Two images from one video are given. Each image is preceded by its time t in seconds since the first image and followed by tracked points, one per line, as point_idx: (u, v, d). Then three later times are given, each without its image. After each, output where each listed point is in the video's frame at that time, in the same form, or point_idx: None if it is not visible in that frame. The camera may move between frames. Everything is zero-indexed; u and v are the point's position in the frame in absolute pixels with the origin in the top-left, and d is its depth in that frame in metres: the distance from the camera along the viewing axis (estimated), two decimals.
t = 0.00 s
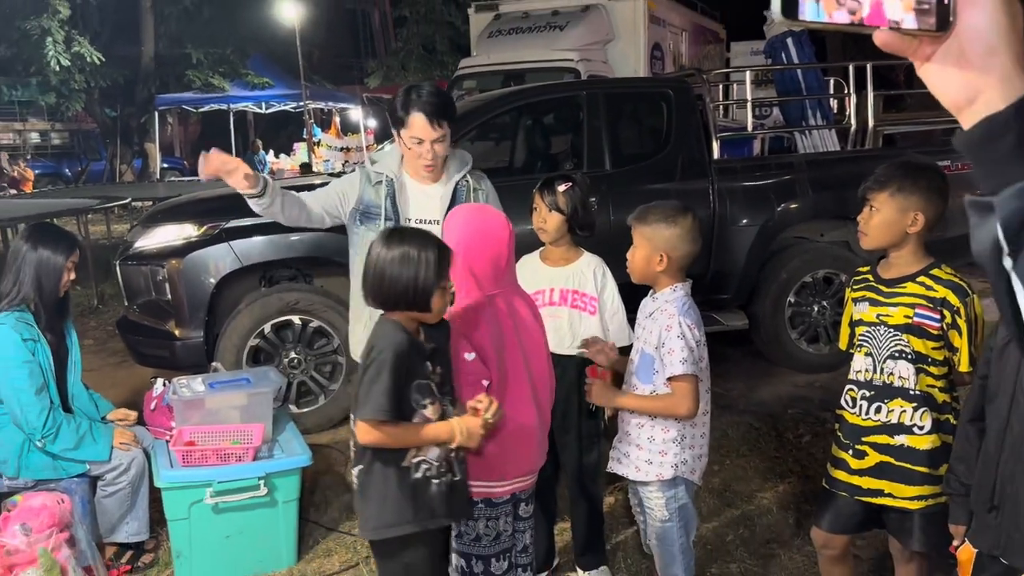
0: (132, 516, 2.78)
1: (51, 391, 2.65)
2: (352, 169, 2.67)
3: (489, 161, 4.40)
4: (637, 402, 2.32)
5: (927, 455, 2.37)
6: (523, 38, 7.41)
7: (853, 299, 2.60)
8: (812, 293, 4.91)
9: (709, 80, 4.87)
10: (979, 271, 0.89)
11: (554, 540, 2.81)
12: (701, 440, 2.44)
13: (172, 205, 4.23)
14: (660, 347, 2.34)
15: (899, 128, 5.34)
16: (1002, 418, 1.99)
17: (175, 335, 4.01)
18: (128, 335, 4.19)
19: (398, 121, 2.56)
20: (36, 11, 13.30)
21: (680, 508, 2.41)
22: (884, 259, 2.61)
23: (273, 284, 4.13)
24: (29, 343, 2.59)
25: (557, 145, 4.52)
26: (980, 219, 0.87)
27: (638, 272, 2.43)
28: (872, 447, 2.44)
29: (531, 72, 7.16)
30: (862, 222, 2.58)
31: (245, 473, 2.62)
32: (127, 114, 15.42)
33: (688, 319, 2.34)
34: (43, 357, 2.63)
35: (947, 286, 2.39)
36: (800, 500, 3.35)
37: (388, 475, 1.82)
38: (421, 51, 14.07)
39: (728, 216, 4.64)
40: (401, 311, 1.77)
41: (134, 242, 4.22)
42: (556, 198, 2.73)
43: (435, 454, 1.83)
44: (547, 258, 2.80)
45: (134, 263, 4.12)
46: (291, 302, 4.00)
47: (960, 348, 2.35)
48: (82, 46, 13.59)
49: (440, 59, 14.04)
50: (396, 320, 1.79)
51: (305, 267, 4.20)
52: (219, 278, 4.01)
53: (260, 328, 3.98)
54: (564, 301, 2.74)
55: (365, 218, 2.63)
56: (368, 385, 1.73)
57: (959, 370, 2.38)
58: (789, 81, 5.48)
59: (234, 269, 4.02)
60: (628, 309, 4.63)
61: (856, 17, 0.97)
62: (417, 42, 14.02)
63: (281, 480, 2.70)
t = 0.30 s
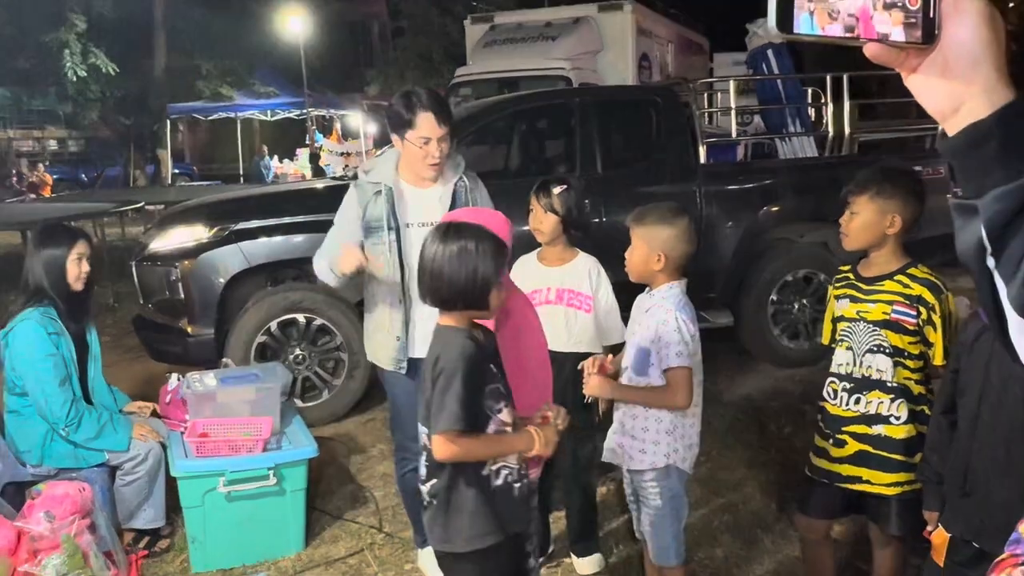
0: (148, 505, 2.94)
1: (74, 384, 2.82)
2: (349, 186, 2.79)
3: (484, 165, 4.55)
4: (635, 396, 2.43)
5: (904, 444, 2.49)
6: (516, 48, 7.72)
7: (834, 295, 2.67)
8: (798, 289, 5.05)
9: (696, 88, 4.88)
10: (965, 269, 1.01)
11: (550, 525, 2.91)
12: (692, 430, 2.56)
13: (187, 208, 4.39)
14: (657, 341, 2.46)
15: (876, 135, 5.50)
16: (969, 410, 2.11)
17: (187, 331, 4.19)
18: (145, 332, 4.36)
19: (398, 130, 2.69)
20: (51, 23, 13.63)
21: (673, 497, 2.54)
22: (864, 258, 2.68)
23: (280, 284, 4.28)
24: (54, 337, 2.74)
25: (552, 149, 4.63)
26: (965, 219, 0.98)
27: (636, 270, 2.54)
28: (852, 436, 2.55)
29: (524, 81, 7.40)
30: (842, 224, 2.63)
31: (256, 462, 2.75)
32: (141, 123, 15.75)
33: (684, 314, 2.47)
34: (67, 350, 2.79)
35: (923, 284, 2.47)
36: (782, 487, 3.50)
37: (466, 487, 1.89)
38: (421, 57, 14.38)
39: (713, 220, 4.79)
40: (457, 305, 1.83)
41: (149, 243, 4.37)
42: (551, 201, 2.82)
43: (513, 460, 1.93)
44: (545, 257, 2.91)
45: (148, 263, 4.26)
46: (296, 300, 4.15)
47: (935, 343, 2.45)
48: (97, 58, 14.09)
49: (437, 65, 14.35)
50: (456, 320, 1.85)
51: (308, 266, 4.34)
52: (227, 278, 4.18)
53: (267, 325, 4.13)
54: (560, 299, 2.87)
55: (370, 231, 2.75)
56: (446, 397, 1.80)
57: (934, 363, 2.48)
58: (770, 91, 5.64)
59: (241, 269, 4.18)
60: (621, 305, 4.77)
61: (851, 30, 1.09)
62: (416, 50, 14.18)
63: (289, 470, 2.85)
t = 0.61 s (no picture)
0: (156, 497, 3.02)
1: (81, 380, 2.89)
2: (349, 195, 2.83)
3: (481, 169, 4.62)
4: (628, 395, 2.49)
5: (889, 437, 2.56)
6: (515, 54, 7.81)
7: (823, 293, 2.75)
8: (789, 290, 5.15)
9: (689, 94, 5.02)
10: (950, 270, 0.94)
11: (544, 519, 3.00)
12: (687, 425, 2.63)
13: (193, 210, 4.47)
14: (652, 340, 2.53)
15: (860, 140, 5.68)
16: (950, 405, 2.17)
17: (194, 329, 4.26)
18: (152, 330, 4.44)
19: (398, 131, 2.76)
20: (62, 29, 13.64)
21: (667, 488, 2.61)
22: (852, 257, 2.74)
23: (284, 283, 4.36)
24: (58, 336, 2.80)
25: (548, 153, 4.72)
26: (951, 220, 0.90)
27: (630, 269, 2.62)
28: (839, 430, 2.62)
29: (522, 86, 7.50)
30: (833, 225, 2.70)
31: (262, 457, 2.84)
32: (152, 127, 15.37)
33: (678, 313, 2.54)
34: (72, 347, 2.85)
35: (909, 282, 2.54)
36: (772, 482, 3.59)
37: (521, 498, 1.94)
38: (422, 66, 14.61)
39: (706, 221, 4.86)
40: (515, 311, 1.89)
41: (157, 244, 4.44)
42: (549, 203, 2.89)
43: (569, 472, 1.97)
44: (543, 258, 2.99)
45: (156, 263, 4.34)
46: (300, 299, 4.23)
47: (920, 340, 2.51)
48: (107, 64, 13.81)
49: (438, 74, 14.57)
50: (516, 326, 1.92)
51: (312, 264, 4.40)
52: (234, 278, 4.26)
53: (271, 323, 4.20)
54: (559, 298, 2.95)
55: (374, 234, 2.82)
56: (506, 411, 1.84)
57: (920, 360, 2.54)
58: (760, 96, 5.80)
59: (247, 269, 4.26)
60: (618, 305, 4.85)
61: (837, 37, 1.03)
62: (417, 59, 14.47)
63: (294, 464, 2.93)
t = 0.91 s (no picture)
0: (168, 490, 3.12)
1: (94, 377, 2.96)
2: (356, 196, 2.92)
3: (482, 171, 4.71)
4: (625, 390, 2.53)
5: (878, 432, 2.65)
6: (515, 61, 7.89)
7: (816, 292, 2.81)
8: (784, 290, 5.23)
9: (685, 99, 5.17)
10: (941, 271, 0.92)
11: (546, 513, 3.10)
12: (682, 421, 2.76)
13: (204, 211, 4.56)
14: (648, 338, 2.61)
15: (850, 143, 5.75)
16: (939, 401, 2.26)
17: (205, 327, 4.35)
18: (164, 329, 4.52)
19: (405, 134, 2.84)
20: (78, 38, 13.77)
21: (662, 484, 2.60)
22: (845, 258, 2.80)
23: (291, 283, 4.45)
24: (71, 335, 2.88)
25: (548, 156, 4.81)
26: (942, 221, 0.88)
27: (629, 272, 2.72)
28: (831, 425, 2.69)
29: (523, 91, 7.60)
30: (829, 227, 2.74)
31: (271, 451, 2.92)
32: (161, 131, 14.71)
33: (674, 312, 2.63)
34: (85, 346, 2.92)
35: (899, 282, 2.60)
36: (766, 476, 3.68)
37: (572, 484, 2.12)
38: (424, 72, 14.90)
39: (700, 223, 4.96)
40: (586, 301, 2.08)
41: (169, 244, 4.53)
42: (553, 205, 2.99)
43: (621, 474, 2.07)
44: (545, 257, 3.06)
45: (167, 263, 4.43)
46: (308, 298, 4.31)
47: (910, 338, 2.59)
48: (120, 70, 13.54)
49: (441, 80, 14.84)
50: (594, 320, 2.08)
51: (319, 264, 4.49)
52: (243, 277, 4.35)
53: (279, 321, 4.29)
54: (561, 296, 3.01)
55: (381, 235, 2.92)
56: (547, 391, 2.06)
57: (908, 357, 2.63)
58: (754, 102, 5.95)
59: (256, 269, 4.35)
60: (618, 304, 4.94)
61: (834, 45, 1.03)
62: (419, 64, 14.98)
63: (302, 458, 3.02)
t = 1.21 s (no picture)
0: (175, 486, 3.19)
1: (101, 376, 3.01)
2: (359, 197, 2.97)
3: (483, 173, 4.75)
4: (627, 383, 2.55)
5: (874, 429, 2.68)
6: (514, 64, 7.93)
7: (811, 293, 2.87)
8: (780, 289, 5.28)
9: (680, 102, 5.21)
10: (938, 271, 0.93)
11: (545, 509, 3.16)
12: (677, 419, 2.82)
13: (209, 211, 4.60)
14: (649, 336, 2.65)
15: (844, 147, 5.82)
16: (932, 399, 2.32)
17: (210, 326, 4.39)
18: (169, 327, 4.57)
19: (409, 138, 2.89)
20: (83, 39, 13.83)
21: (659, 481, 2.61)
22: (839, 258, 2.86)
23: (295, 282, 4.50)
24: (79, 334, 2.92)
25: (548, 158, 4.86)
26: (940, 222, 0.90)
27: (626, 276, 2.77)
28: (827, 423, 2.73)
29: (522, 95, 7.65)
30: (825, 229, 2.78)
31: (276, 448, 2.97)
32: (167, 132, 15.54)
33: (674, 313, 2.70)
34: (93, 345, 2.97)
35: (893, 283, 2.66)
36: (762, 474, 3.73)
37: (612, 480, 2.18)
38: (425, 74, 14.98)
39: (698, 223, 5.01)
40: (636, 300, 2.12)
41: (175, 244, 4.58)
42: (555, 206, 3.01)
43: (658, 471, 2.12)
44: (547, 258, 3.13)
45: (174, 263, 4.48)
46: (311, 297, 4.37)
47: (904, 337, 2.64)
48: (127, 72, 14.01)
49: (441, 82, 14.93)
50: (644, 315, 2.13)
51: (322, 263, 4.54)
52: (248, 277, 4.39)
53: (284, 320, 4.34)
54: (561, 296, 3.07)
55: (383, 235, 2.96)
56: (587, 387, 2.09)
57: (902, 356, 2.68)
58: (751, 105, 5.99)
59: (261, 269, 4.40)
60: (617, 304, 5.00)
61: (834, 50, 1.03)
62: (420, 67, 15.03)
63: (305, 455, 3.07)
